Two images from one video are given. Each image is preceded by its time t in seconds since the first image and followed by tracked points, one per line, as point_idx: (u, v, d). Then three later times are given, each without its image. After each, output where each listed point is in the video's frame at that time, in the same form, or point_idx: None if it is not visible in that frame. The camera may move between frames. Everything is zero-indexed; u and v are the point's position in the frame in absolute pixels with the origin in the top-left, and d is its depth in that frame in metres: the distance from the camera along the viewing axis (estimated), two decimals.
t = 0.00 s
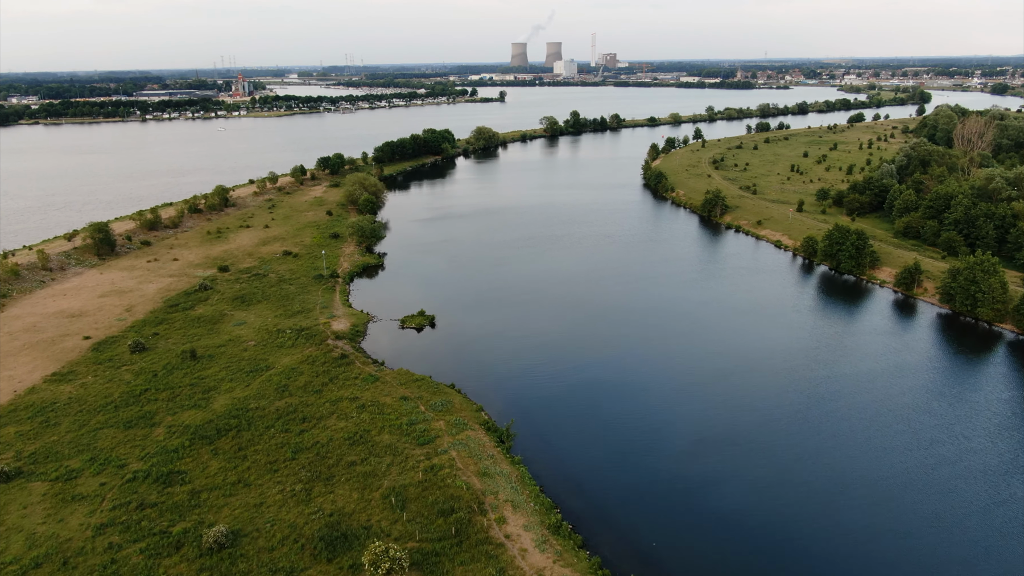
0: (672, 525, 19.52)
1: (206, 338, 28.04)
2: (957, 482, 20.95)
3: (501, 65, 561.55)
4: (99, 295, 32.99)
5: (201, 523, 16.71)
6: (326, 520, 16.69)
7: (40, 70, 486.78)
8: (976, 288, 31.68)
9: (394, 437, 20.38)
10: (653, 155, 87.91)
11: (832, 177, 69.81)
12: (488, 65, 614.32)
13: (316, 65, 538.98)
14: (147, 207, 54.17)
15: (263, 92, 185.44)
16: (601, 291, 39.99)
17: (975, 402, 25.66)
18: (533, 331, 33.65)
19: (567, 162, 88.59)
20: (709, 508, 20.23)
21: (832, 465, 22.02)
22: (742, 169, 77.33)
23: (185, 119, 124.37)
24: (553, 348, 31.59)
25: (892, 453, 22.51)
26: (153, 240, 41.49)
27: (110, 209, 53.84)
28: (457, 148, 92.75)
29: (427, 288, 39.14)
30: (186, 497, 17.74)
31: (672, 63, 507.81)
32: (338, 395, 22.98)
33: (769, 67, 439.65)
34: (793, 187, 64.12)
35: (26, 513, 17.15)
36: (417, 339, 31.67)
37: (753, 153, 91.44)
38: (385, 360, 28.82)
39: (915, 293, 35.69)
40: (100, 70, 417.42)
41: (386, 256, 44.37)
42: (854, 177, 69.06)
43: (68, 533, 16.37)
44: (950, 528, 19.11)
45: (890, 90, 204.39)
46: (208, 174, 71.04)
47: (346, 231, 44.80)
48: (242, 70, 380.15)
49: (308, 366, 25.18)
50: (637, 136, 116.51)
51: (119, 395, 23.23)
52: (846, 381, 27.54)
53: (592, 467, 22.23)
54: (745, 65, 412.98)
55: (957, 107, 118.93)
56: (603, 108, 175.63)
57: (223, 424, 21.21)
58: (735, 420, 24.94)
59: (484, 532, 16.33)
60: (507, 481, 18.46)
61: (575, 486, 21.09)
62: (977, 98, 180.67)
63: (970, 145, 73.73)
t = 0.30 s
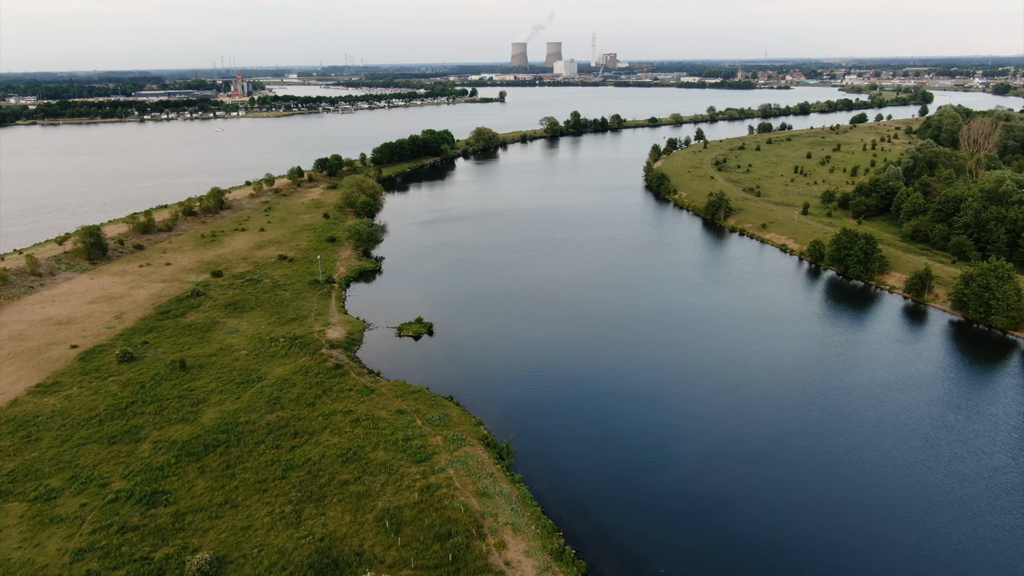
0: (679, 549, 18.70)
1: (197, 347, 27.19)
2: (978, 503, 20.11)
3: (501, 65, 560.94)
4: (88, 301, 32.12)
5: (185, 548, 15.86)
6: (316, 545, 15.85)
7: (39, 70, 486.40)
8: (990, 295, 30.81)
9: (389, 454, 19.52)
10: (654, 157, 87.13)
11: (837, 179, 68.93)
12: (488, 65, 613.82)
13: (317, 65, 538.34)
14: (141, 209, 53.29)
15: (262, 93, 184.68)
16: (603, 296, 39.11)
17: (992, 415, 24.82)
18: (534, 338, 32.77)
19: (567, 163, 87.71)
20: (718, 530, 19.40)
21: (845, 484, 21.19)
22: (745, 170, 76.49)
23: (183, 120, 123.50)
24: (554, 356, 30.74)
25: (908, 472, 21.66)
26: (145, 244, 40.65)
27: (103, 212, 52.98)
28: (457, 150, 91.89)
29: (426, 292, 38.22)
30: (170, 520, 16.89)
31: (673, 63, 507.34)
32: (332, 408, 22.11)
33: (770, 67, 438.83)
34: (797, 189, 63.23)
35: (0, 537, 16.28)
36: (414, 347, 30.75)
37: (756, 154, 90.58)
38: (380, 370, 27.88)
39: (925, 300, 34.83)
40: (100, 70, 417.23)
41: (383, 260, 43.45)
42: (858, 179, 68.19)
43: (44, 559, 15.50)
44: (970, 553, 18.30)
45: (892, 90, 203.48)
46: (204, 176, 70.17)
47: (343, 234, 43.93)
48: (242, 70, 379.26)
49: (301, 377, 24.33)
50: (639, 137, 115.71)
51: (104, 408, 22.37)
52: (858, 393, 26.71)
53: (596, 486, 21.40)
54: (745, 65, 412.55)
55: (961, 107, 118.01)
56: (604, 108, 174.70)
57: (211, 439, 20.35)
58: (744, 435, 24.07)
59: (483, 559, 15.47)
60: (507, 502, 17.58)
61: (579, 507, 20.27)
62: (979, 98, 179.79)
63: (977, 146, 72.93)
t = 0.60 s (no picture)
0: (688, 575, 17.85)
1: (187, 356, 26.33)
2: (1001, 526, 19.32)
3: (501, 66, 559.94)
4: (77, 307, 31.22)
5: None
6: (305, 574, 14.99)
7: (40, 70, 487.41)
8: (1005, 302, 29.96)
9: (384, 473, 18.68)
10: (656, 159, 86.32)
11: (842, 181, 68.10)
12: (488, 66, 613.82)
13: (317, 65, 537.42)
14: (135, 211, 52.38)
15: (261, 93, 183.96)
16: (606, 301, 38.31)
17: (1011, 429, 24.02)
18: (536, 345, 31.95)
19: (568, 164, 86.86)
20: (728, 554, 18.54)
21: (859, 507, 20.37)
22: (748, 172, 75.66)
23: (181, 120, 122.67)
24: (556, 365, 29.93)
25: (924, 492, 20.85)
26: (138, 247, 39.75)
27: (97, 214, 52.09)
28: (457, 151, 91.05)
29: (424, 297, 37.40)
30: (152, 545, 16.04)
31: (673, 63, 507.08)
32: (325, 422, 21.28)
33: (770, 67, 438.19)
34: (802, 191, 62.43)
35: None
36: (412, 355, 29.90)
37: (759, 156, 89.78)
38: (376, 379, 26.98)
39: (937, 306, 34.02)
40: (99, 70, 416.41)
41: (381, 264, 42.61)
42: (864, 181, 67.37)
43: None
44: None
45: (894, 90, 202.63)
46: (201, 177, 69.25)
47: (340, 237, 43.06)
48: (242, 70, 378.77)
49: (293, 389, 23.48)
50: (640, 137, 114.94)
51: (88, 421, 21.49)
52: (870, 405, 25.93)
53: (600, 506, 20.59)
54: (746, 66, 411.52)
55: (965, 108, 117.24)
56: (604, 108, 174.08)
57: (198, 457, 19.50)
58: (753, 452, 23.23)
59: None
60: (507, 525, 16.67)
61: (583, 529, 19.46)
62: (981, 98, 179.09)
63: (984, 147, 72.12)
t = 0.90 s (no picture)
0: None
1: (176, 366, 25.44)
2: None
3: (501, 66, 559.57)
4: (65, 314, 30.31)
5: None
6: None
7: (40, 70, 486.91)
8: (1021, 310, 29.16)
9: (378, 493, 17.83)
10: (658, 159, 85.46)
11: (847, 183, 67.38)
12: (488, 66, 613.06)
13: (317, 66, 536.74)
14: (129, 213, 51.49)
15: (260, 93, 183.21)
16: (610, 306, 37.50)
17: None
18: (537, 353, 31.12)
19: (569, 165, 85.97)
20: None
21: (876, 530, 19.54)
22: (752, 173, 74.81)
23: (179, 120, 121.77)
24: (559, 375, 29.11)
25: (943, 514, 20.03)
26: (130, 251, 38.81)
27: (90, 216, 51.13)
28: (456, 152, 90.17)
29: (423, 302, 36.59)
30: (133, 572, 15.18)
31: (673, 62, 505.88)
32: (317, 438, 20.45)
33: (771, 67, 436.93)
34: (806, 193, 61.68)
35: None
36: (411, 364, 29.05)
37: (762, 157, 89.01)
38: (373, 390, 26.16)
39: (949, 313, 33.25)
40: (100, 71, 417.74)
41: (380, 268, 41.79)
42: (869, 183, 66.56)
43: None
44: None
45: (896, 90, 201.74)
46: (197, 178, 68.31)
47: (336, 241, 42.22)
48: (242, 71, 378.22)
49: (285, 401, 22.63)
50: (641, 138, 114.04)
51: (70, 437, 20.62)
52: (884, 418, 25.13)
53: (605, 529, 19.78)
54: (746, 66, 411.15)
55: (968, 108, 116.42)
56: (605, 108, 173.23)
57: (184, 475, 18.64)
58: (763, 470, 22.42)
59: None
60: (507, 551, 15.82)
61: (588, 554, 18.63)
62: (983, 98, 178.21)
63: (990, 148, 71.32)
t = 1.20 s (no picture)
0: None
1: (165, 377, 24.54)
2: None
3: (502, 66, 558.73)
4: (53, 321, 29.35)
5: None
6: None
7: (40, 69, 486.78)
8: None
9: (372, 515, 17.01)
10: (660, 161, 84.58)
11: (852, 185, 66.79)
12: (488, 65, 612.74)
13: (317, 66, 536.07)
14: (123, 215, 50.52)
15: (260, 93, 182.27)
16: (612, 312, 36.61)
17: None
18: (539, 362, 30.21)
19: (570, 167, 85.12)
20: None
21: (893, 553, 18.73)
22: (755, 176, 73.98)
23: (177, 120, 120.75)
24: (561, 385, 28.16)
25: (964, 536, 19.23)
26: (122, 255, 37.85)
27: (82, 219, 50.14)
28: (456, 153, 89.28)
29: (421, 309, 35.64)
30: None
31: (674, 62, 505.84)
32: (309, 455, 19.64)
33: (771, 68, 436.62)
34: (811, 197, 61.06)
35: None
36: (409, 373, 28.21)
37: (765, 158, 88.31)
38: (367, 404, 25.11)
39: (961, 321, 32.59)
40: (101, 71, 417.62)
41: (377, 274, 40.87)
42: (873, 186, 65.79)
43: None
44: None
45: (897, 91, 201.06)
46: (193, 179, 67.36)
47: (333, 245, 41.39)
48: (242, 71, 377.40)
49: (277, 415, 21.78)
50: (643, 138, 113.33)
51: (51, 453, 19.71)
52: (899, 432, 24.40)
53: (610, 551, 18.98)
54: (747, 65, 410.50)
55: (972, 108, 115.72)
56: (606, 108, 172.41)
57: (168, 495, 17.78)
58: (774, 489, 21.60)
59: None
60: None
61: None
62: (985, 98, 177.56)
63: (997, 150, 70.58)
